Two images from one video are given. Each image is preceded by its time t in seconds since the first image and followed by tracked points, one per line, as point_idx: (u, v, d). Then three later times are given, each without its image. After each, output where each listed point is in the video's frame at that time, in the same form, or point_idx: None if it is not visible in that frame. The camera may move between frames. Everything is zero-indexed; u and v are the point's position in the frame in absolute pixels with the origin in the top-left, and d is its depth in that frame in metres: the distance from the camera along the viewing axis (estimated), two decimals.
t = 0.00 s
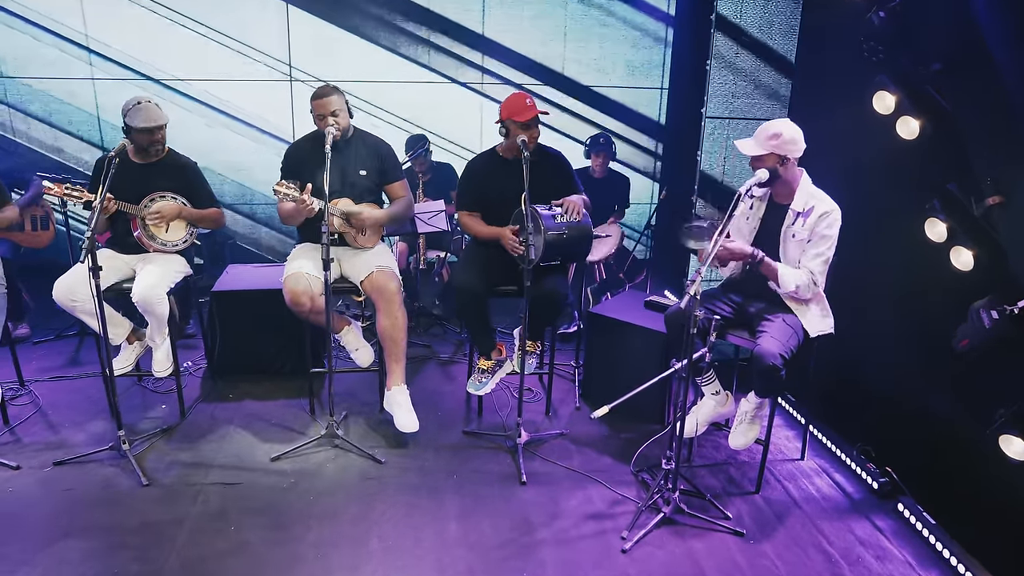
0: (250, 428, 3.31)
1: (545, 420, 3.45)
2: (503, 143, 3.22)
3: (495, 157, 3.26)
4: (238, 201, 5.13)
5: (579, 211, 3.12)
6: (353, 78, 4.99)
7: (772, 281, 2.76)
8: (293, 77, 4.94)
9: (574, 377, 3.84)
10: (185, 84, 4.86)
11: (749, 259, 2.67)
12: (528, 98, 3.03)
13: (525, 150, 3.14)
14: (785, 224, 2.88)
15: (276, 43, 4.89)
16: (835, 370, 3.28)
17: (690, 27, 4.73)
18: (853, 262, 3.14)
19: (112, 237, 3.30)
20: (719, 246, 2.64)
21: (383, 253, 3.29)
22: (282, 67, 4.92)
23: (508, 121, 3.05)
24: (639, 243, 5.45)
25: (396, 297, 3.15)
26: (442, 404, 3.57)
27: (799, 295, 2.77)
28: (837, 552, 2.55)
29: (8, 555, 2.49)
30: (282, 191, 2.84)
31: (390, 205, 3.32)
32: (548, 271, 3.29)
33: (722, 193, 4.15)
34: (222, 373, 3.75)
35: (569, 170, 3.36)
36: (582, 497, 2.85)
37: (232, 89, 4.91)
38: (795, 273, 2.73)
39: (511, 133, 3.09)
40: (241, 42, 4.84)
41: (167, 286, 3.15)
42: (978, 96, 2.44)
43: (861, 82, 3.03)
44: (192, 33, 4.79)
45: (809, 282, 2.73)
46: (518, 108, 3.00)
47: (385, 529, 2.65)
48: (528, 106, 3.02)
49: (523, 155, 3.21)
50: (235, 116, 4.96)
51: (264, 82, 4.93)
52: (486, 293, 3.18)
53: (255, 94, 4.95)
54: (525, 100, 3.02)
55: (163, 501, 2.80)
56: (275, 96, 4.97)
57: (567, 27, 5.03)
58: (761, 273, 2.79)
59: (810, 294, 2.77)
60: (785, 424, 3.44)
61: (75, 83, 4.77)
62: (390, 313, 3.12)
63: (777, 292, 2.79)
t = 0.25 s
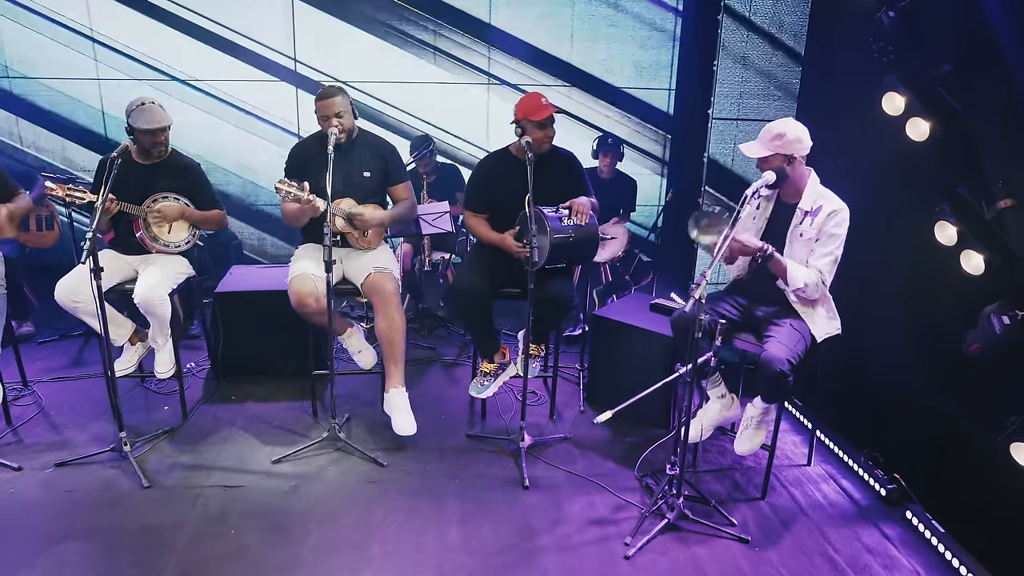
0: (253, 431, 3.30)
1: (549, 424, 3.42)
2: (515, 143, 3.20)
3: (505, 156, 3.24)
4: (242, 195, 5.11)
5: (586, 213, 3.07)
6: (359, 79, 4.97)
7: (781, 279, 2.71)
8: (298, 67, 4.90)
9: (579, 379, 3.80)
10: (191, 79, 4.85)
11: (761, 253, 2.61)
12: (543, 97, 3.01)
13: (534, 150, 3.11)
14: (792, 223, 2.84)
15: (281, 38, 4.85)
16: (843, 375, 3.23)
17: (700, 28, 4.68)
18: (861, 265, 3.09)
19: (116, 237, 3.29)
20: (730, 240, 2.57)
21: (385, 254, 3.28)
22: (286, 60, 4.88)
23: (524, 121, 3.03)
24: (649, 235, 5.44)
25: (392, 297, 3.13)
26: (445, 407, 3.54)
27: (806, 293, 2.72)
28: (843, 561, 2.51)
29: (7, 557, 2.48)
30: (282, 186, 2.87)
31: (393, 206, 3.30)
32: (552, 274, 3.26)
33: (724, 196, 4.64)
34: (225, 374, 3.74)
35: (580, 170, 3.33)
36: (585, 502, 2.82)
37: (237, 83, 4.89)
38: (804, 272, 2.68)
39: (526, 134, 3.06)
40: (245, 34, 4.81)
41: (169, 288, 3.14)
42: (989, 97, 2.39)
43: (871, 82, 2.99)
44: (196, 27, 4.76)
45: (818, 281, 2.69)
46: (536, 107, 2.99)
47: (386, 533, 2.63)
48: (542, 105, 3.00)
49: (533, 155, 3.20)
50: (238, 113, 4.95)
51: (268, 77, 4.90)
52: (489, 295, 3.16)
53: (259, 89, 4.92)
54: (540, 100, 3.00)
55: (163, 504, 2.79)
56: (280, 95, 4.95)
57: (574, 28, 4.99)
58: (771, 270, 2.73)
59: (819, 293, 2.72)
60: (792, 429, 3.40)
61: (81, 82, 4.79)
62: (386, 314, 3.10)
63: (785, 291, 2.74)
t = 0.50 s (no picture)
0: (255, 433, 3.28)
1: (554, 428, 3.39)
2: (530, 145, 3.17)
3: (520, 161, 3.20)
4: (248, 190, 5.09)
5: (593, 218, 3.05)
6: (365, 81, 4.96)
7: (790, 289, 2.68)
8: (303, 62, 4.87)
9: (585, 383, 3.77)
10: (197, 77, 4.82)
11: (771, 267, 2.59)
12: (572, 106, 2.97)
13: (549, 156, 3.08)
14: (800, 229, 2.79)
15: (287, 33, 4.83)
16: (850, 379, 3.19)
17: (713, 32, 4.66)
18: (870, 269, 3.05)
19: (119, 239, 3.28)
20: (738, 258, 2.57)
21: (386, 255, 3.28)
22: (292, 56, 4.86)
23: (549, 126, 2.99)
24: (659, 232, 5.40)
25: (390, 297, 3.10)
26: (449, 410, 3.52)
27: (816, 304, 2.70)
28: (851, 569, 2.47)
29: (6, 560, 2.47)
30: (286, 185, 2.90)
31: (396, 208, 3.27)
32: (558, 280, 3.19)
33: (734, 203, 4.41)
34: (229, 376, 3.73)
35: (588, 173, 3.30)
36: (589, 508, 2.79)
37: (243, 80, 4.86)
38: (814, 282, 2.66)
39: (550, 140, 3.02)
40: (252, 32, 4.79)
41: (171, 289, 3.12)
42: (1002, 98, 2.35)
43: (881, 85, 2.94)
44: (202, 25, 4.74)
45: (828, 291, 2.67)
46: (562, 117, 2.96)
47: (386, 538, 2.61)
48: (574, 115, 2.97)
49: (542, 159, 3.16)
50: (243, 112, 4.92)
51: (275, 74, 4.88)
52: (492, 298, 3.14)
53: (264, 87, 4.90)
54: (570, 108, 2.96)
55: (164, 507, 2.77)
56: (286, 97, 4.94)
57: (582, 32, 4.97)
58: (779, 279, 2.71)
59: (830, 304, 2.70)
60: (799, 434, 3.36)
61: (85, 79, 4.75)
62: (385, 315, 3.08)
63: (795, 300, 2.71)
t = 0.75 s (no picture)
0: (257, 435, 3.27)
1: (558, 431, 3.36)
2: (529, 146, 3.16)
3: (520, 160, 3.20)
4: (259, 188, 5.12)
5: (595, 217, 3.01)
6: (370, 78, 4.94)
7: (798, 294, 2.65)
8: (308, 59, 4.86)
9: (589, 386, 3.74)
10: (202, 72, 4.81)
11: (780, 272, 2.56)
12: (576, 106, 2.94)
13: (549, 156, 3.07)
14: (809, 236, 2.75)
15: (293, 27, 4.82)
16: (858, 383, 3.14)
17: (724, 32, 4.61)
18: (880, 272, 3.00)
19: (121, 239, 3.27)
20: (749, 254, 2.50)
21: (390, 257, 3.25)
22: (298, 51, 4.85)
23: (551, 125, 2.94)
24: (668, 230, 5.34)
25: (392, 298, 3.08)
26: (452, 414, 3.50)
27: (825, 310, 2.66)
28: None
29: (6, 562, 2.46)
30: (287, 187, 2.88)
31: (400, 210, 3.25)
32: (562, 281, 3.18)
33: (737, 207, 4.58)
34: (232, 378, 3.72)
35: (589, 175, 3.28)
36: (592, 513, 2.75)
37: (249, 76, 4.86)
38: (822, 288, 2.62)
39: (551, 139, 3.00)
40: (257, 27, 4.79)
41: (173, 291, 3.11)
42: (1014, 100, 2.30)
43: (892, 85, 2.90)
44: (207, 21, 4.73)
45: (837, 297, 2.63)
46: (563, 116, 2.92)
47: (387, 543, 2.58)
48: (576, 116, 2.94)
49: (544, 159, 3.14)
50: (248, 109, 4.92)
51: (281, 71, 4.87)
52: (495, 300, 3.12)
53: (269, 84, 4.89)
54: (573, 108, 2.93)
55: (164, 510, 2.76)
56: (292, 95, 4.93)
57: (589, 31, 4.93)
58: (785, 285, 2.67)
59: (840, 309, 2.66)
60: (805, 439, 3.31)
61: (91, 74, 4.75)
62: (386, 316, 3.06)
63: (803, 306, 2.68)
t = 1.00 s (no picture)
0: (259, 437, 3.25)
1: (561, 435, 3.33)
2: (525, 147, 3.14)
3: (517, 164, 3.18)
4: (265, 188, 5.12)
5: (595, 219, 3.01)
6: (375, 73, 4.91)
7: (807, 298, 2.61)
8: (314, 56, 4.83)
9: (593, 390, 3.71)
10: (208, 68, 4.80)
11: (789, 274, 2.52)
12: (561, 105, 2.93)
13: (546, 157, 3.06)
14: (818, 238, 2.71)
15: (297, 20, 4.79)
16: (866, 387, 3.09)
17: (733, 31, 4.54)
18: (890, 275, 2.95)
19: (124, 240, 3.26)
20: (753, 259, 2.47)
21: (395, 259, 3.23)
22: (303, 46, 4.82)
23: (537, 126, 2.95)
24: (672, 235, 5.23)
25: (398, 301, 3.07)
26: (455, 416, 3.47)
27: (836, 313, 2.61)
28: None
29: (6, 564, 2.45)
30: (291, 189, 2.87)
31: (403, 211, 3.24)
32: (566, 284, 3.16)
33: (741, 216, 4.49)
34: (235, 379, 3.71)
35: (589, 179, 3.26)
36: (595, 519, 2.72)
37: (254, 73, 4.85)
38: (833, 291, 2.57)
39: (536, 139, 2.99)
40: (263, 21, 4.77)
41: (175, 292, 3.10)
42: None
43: (903, 86, 2.85)
44: (213, 17, 4.72)
45: (849, 299, 2.58)
46: (552, 115, 2.92)
47: (388, 547, 2.56)
48: (562, 114, 2.93)
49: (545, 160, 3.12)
50: (253, 104, 4.91)
51: (286, 70, 4.86)
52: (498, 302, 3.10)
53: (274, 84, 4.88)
54: (559, 107, 2.92)
55: (165, 512, 2.74)
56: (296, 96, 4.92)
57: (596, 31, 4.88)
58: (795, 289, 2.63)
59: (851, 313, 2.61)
60: (812, 445, 3.27)
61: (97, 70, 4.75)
62: (393, 319, 3.05)
63: (814, 310, 2.63)
